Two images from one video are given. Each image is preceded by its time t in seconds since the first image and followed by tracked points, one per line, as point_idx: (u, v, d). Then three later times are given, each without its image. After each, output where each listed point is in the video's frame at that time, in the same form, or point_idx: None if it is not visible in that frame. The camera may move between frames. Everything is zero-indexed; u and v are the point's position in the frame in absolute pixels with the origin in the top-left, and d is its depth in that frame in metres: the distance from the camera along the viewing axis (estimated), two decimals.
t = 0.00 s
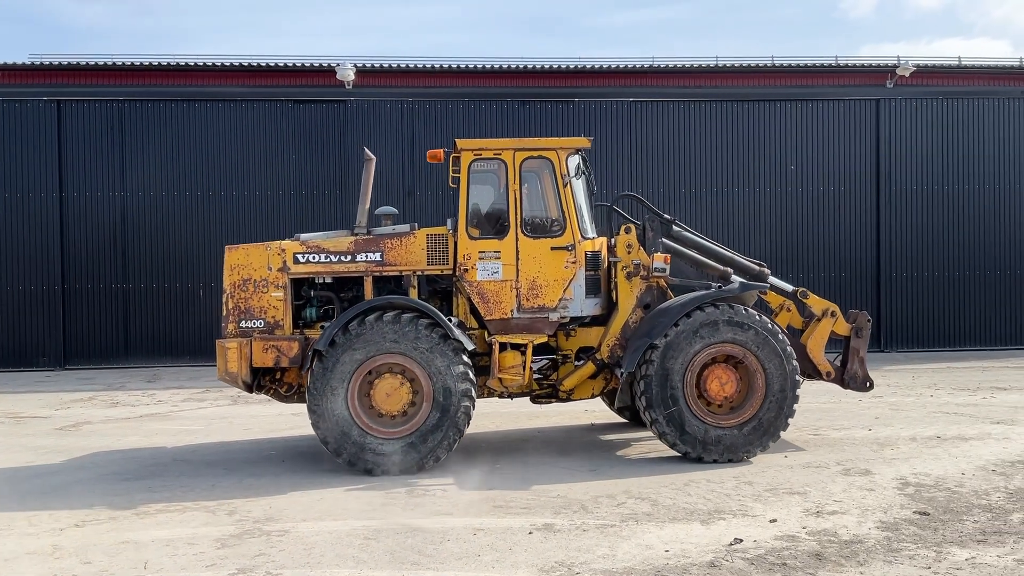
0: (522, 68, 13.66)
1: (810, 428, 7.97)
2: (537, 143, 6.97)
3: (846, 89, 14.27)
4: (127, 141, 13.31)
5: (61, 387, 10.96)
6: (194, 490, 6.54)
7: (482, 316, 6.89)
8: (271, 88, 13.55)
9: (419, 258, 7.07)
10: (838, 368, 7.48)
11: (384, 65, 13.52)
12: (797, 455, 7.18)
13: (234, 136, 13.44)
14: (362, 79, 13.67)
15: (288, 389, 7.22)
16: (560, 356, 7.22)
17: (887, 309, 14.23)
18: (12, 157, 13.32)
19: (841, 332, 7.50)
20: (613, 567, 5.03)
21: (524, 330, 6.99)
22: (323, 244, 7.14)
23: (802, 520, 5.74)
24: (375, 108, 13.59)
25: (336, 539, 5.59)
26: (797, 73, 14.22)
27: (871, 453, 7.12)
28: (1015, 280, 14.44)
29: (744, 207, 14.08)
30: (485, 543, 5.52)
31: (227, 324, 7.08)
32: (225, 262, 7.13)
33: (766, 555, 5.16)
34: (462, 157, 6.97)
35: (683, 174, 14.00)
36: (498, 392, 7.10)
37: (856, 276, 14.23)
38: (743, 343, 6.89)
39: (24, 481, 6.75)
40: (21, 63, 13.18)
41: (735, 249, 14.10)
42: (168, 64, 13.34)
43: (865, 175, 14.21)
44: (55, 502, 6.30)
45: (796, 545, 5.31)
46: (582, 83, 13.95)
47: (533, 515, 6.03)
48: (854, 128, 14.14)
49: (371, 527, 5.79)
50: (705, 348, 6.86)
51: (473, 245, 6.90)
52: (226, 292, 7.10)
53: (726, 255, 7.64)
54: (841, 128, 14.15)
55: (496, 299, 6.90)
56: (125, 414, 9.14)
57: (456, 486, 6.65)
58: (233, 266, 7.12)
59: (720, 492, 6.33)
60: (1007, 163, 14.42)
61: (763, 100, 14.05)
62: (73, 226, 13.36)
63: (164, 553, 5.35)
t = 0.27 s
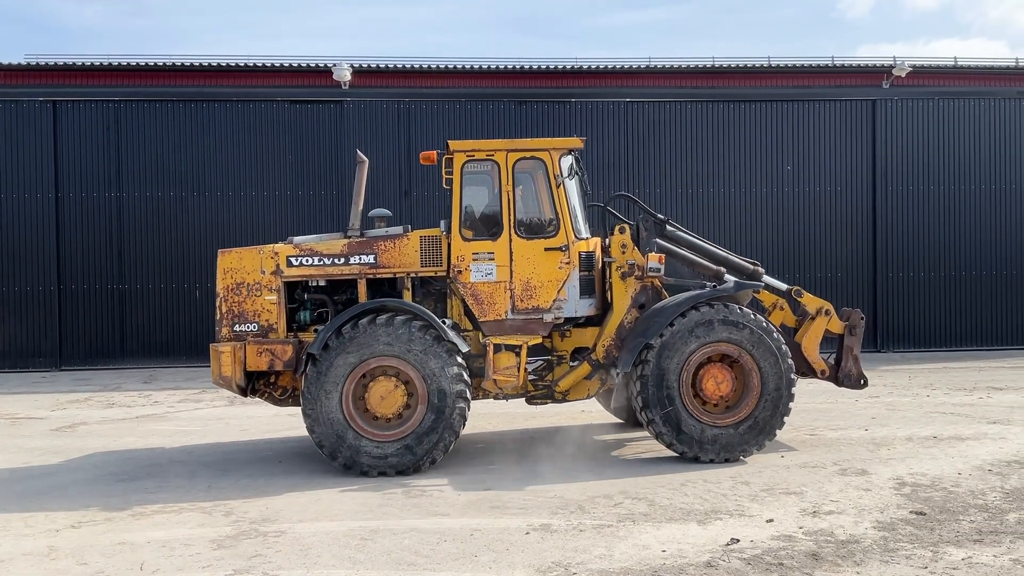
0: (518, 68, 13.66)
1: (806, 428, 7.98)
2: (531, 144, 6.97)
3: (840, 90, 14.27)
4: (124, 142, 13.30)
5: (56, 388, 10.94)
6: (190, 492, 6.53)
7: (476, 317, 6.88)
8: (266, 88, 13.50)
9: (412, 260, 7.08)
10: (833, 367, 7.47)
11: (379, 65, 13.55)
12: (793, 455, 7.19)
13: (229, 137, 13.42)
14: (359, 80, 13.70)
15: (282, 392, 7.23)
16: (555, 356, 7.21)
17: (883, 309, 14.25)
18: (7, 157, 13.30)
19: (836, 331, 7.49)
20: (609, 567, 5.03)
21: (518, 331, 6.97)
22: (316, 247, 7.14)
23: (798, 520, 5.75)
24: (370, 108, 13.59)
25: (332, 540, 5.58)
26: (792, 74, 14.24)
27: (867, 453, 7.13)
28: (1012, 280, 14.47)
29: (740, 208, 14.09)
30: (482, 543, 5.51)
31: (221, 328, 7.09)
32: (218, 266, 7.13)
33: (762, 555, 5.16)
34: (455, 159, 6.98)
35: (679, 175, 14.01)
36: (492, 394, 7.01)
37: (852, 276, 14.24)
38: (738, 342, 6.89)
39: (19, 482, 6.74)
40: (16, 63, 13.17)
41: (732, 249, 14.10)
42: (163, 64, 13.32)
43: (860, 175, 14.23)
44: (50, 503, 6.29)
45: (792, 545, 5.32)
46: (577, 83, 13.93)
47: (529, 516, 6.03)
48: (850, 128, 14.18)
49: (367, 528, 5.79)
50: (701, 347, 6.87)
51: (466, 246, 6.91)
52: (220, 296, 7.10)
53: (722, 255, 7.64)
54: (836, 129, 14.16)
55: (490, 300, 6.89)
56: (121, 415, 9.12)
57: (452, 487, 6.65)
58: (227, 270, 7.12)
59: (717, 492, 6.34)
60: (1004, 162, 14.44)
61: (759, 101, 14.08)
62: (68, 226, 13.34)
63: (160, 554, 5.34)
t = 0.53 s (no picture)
0: (517, 68, 13.65)
1: (805, 428, 7.98)
2: (530, 143, 6.98)
3: (839, 90, 14.24)
4: (122, 142, 13.30)
5: (54, 389, 10.94)
6: (189, 492, 6.53)
7: (475, 317, 6.88)
8: (264, 89, 13.46)
9: (411, 260, 7.08)
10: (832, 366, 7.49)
11: (377, 65, 13.57)
12: (792, 454, 7.19)
13: (227, 137, 13.42)
14: (358, 80, 13.65)
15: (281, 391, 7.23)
16: (555, 356, 7.20)
17: (882, 309, 14.26)
18: (6, 158, 13.29)
19: (835, 331, 7.51)
20: (608, 567, 5.04)
21: (518, 331, 6.98)
22: (315, 246, 7.15)
23: (797, 520, 5.75)
24: (368, 108, 13.59)
25: (331, 540, 5.59)
26: (792, 74, 14.19)
27: (866, 453, 7.13)
28: (1010, 280, 14.48)
29: (738, 208, 14.10)
30: (481, 543, 5.51)
31: (221, 326, 7.11)
32: (219, 265, 7.17)
33: (761, 554, 5.16)
34: (454, 158, 6.99)
35: (677, 174, 14.01)
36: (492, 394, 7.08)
37: (850, 276, 14.25)
38: (741, 343, 6.91)
39: (18, 483, 6.73)
40: (14, 64, 13.16)
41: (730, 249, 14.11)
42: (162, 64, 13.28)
43: (858, 175, 14.24)
44: (49, 503, 6.29)
45: (791, 544, 5.32)
46: (575, 84, 13.90)
47: (528, 516, 6.03)
48: (849, 128, 14.19)
49: (366, 528, 5.79)
50: (703, 346, 6.88)
51: (466, 246, 6.91)
52: (220, 295, 7.14)
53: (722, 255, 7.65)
54: (834, 129, 14.18)
55: (489, 300, 6.89)
56: (119, 416, 9.12)
57: (451, 487, 6.65)
58: (227, 268, 7.16)
59: (716, 492, 6.34)
60: (1002, 162, 14.45)
61: (758, 101, 14.07)
62: (67, 227, 13.33)
63: (159, 555, 5.34)
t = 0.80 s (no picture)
0: (518, 69, 13.63)
1: (806, 427, 7.98)
2: (530, 142, 6.97)
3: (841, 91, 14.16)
4: (123, 144, 13.30)
5: (55, 389, 10.94)
6: (190, 492, 6.53)
7: (474, 316, 6.88)
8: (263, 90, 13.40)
9: (411, 259, 7.08)
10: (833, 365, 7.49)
11: (376, 65, 13.58)
12: (793, 454, 7.19)
13: (227, 137, 13.42)
14: (359, 80, 13.60)
15: (282, 391, 7.24)
16: (558, 356, 7.19)
17: (882, 308, 14.26)
18: (6, 158, 13.29)
19: (835, 329, 7.52)
20: (609, 567, 5.04)
21: (518, 331, 6.97)
22: (316, 246, 7.14)
23: (797, 519, 5.75)
24: (369, 108, 13.59)
25: (332, 540, 5.59)
26: (796, 73, 14.05)
27: (867, 452, 7.13)
28: (1010, 279, 14.47)
29: (738, 207, 14.09)
30: (481, 543, 5.52)
31: (222, 326, 7.12)
32: (220, 264, 7.17)
33: (761, 554, 5.16)
34: (454, 158, 7.00)
35: (676, 174, 14.01)
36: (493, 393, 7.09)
37: (850, 275, 14.23)
38: (746, 343, 6.91)
39: (20, 482, 6.74)
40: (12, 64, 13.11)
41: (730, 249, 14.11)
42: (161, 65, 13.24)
43: (858, 174, 14.23)
44: (50, 503, 6.29)
45: (792, 544, 5.32)
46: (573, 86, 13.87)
47: (529, 515, 6.03)
48: (850, 127, 14.19)
49: (367, 528, 5.79)
50: (710, 345, 6.88)
51: (465, 246, 6.91)
52: (221, 295, 7.14)
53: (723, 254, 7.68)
54: (834, 128, 14.17)
55: (488, 300, 6.89)
56: (120, 415, 9.12)
57: (451, 486, 6.65)
58: (228, 268, 7.15)
59: (717, 491, 6.34)
60: (1003, 161, 14.43)
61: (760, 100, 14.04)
62: (67, 227, 13.33)
63: (160, 554, 5.35)
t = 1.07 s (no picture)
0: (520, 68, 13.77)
1: (809, 427, 7.97)
2: (530, 142, 6.96)
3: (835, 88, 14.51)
4: (125, 144, 13.31)
5: (58, 389, 10.94)
6: (193, 492, 6.54)
7: (474, 316, 6.89)
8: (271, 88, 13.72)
9: (412, 259, 7.08)
10: (834, 363, 7.48)
11: (379, 65, 13.67)
12: (796, 453, 7.18)
13: (231, 137, 13.44)
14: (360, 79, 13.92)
15: (283, 391, 7.24)
16: (560, 356, 7.19)
17: (885, 307, 14.25)
18: (10, 158, 13.32)
19: (836, 328, 7.52)
20: (612, 566, 5.03)
21: (518, 331, 6.97)
22: (317, 246, 7.16)
23: (800, 518, 5.74)
24: (372, 108, 13.60)
25: (335, 539, 5.59)
26: (787, 73, 14.50)
27: (870, 451, 7.12)
28: (1013, 277, 14.46)
29: (741, 207, 14.07)
30: (484, 542, 5.52)
31: (224, 326, 7.15)
32: (222, 265, 7.21)
33: (764, 553, 5.16)
34: (453, 157, 7.00)
35: (679, 173, 14.01)
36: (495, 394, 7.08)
37: (853, 274, 14.22)
38: (753, 342, 6.90)
39: (23, 483, 6.75)
40: (18, 64, 13.34)
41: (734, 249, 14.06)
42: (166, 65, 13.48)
43: (861, 173, 14.22)
44: (53, 503, 6.30)
45: (794, 543, 5.31)
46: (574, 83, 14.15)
47: (532, 515, 6.03)
48: (852, 126, 14.16)
49: (370, 528, 5.79)
50: (716, 343, 6.87)
51: (465, 245, 6.92)
52: (223, 295, 7.18)
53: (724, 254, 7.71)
54: (838, 128, 14.15)
55: (488, 299, 6.89)
56: (124, 416, 9.13)
57: (454, 486, 6.65)
58: (230, 268, 7.20)
59: (720, 490, 6.33)
60: (1006, 159, 14.42)
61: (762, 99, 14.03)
62: (70, 227, 13.35)
63: (162, 554, 5.35)
